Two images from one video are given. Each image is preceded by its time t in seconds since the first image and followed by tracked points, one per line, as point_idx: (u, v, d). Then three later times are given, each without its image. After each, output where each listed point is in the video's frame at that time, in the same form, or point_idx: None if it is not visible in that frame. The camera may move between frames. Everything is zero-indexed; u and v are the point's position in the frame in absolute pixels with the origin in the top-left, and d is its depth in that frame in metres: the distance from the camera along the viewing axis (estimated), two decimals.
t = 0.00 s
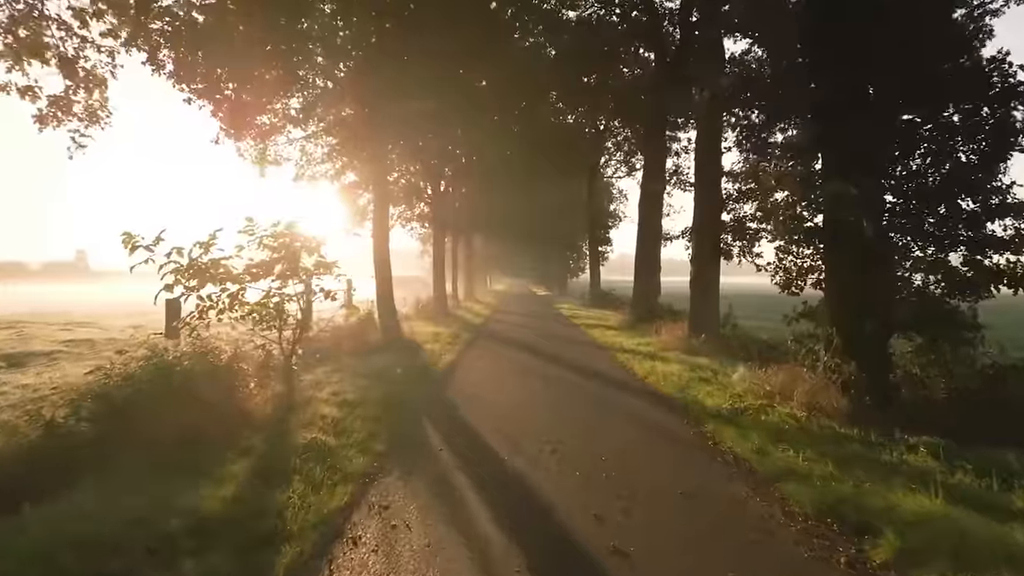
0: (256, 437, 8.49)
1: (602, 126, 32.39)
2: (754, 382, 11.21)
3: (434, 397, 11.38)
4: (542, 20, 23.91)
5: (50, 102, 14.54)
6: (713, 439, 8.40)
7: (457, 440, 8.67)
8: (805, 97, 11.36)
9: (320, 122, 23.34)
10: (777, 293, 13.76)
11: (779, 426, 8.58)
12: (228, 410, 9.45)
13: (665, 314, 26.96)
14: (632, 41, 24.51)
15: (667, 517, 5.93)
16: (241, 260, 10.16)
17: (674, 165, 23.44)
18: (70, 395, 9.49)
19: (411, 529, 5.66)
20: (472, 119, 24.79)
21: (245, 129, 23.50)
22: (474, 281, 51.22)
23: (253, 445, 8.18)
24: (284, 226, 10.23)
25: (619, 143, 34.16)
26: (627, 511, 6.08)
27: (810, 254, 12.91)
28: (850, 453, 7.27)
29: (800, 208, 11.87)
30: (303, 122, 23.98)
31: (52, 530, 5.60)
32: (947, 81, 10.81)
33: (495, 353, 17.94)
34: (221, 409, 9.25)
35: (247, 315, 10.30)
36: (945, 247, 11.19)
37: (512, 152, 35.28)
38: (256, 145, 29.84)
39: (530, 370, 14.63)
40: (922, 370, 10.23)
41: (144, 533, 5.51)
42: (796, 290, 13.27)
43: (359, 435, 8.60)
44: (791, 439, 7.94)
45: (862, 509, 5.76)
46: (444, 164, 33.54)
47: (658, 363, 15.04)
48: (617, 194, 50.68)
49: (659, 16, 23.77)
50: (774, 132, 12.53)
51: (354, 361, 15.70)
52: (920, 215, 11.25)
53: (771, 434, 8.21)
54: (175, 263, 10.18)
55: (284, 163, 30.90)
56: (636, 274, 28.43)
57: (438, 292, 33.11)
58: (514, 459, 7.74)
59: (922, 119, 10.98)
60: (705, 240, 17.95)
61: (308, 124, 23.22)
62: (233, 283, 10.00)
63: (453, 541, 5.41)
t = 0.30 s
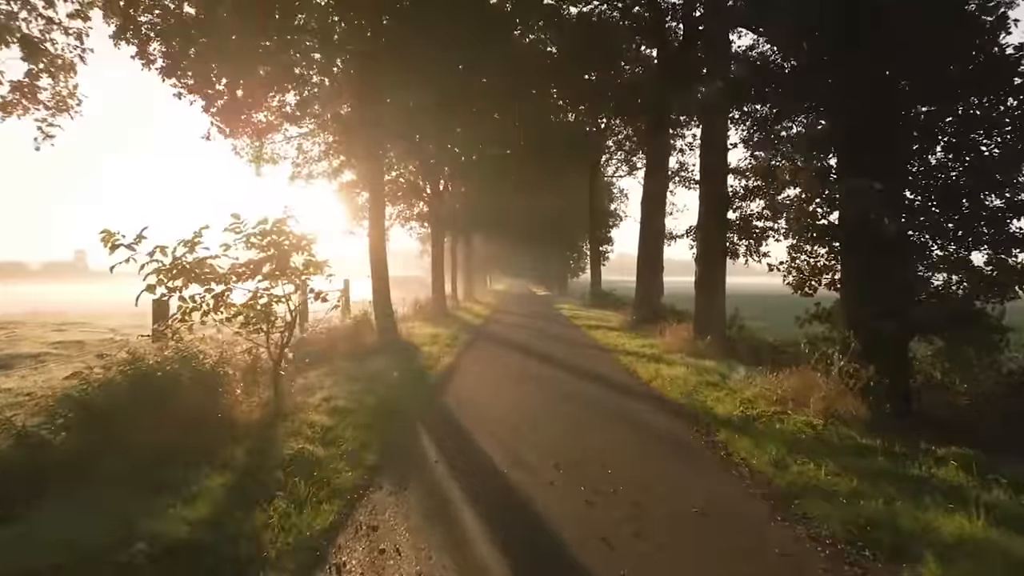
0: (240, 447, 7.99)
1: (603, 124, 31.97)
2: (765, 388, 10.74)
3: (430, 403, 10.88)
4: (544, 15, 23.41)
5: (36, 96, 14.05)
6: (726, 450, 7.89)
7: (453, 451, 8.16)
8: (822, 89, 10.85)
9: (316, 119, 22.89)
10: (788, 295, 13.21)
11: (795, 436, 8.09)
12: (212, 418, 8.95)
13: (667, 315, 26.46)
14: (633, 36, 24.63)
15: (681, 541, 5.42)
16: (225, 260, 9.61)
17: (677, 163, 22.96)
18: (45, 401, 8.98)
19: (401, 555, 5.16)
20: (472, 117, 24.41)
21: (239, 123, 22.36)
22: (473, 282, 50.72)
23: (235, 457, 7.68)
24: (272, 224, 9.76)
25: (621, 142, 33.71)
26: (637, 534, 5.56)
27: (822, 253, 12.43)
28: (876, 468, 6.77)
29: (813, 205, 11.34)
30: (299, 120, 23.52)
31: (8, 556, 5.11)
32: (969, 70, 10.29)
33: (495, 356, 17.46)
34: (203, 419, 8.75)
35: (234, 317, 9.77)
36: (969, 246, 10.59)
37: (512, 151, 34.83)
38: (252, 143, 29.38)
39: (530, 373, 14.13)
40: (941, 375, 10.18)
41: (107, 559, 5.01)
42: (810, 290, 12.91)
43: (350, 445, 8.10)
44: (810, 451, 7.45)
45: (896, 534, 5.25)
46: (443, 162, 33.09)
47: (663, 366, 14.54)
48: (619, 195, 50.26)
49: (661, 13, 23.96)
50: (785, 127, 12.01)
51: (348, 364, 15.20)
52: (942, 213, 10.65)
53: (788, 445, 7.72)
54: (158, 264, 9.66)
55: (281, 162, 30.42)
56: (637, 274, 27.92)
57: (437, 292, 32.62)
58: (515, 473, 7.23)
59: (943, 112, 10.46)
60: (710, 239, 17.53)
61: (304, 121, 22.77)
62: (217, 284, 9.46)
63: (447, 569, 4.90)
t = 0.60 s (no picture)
0: (221, 459, 7.48)
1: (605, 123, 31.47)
2: (776, 393, 10.27)
3: (426, 410, 10.34)
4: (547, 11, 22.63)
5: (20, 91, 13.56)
6: (740, 462, 7.40)
7: (449, 462, 7.66)
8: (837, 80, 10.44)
9: (312, 116, 22.38)
10: (803, 295, 13.38)
11: (814, 447, 7.59)
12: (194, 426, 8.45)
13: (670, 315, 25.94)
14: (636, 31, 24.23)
15: (698, 562, 4.95)
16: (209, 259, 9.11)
17: (681, 160, 22.46)
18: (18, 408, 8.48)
19: None
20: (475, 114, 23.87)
21: (235, 122, 22.67)
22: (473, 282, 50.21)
23: (216, 469, 7.16)
24: (259, 221, 9.24)
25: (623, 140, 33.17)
26: (649, 556, 5.08)
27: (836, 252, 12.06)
28: (905, 487, 6.27)
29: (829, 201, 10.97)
30: (295, 116, 23.03)
31: None
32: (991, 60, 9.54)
33: (494, 358, 16.95)
34: (185, 426, 8.20)
35: (218, 318, 9.26)
36: (993, 246, 9.81)
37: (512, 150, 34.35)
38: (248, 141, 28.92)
39: (530, 377, 13.60)
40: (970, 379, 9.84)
41: None
42: (825, 290, 12.65)
43: (339, 456, 7.60)
44: (832, 464, 6.96)
45: (935, 563, 4.76)
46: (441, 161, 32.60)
47: (668, 369, 14.02)
48: (620, 194, 49.77)
49: (664, 8, 23.42)
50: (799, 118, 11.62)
51: (342, 367, 14.68)
52: (963, 212, 9.94)
53: (807, 457, 7.23)
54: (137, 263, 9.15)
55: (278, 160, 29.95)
56: (640, 274, 27.35)
57: (435, 293, 32.09)
58: (516, 487, 6.74)
59: (964, 103, 9.77)
60: (717, 238, 17.09)
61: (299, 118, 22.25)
62: (200, 284, 8.96)
63: None
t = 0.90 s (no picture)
0: (200, 474, 7.00)
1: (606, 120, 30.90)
2: (790, 399, 9.78)
3: (421, 417, 9.86)
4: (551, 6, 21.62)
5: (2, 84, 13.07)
6: (757, 475, 6.95)
7: (446, 474, 7.20)
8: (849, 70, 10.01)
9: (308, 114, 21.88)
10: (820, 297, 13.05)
11: (835, 459, 7.10)
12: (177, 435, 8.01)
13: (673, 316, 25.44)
14: (638, 26, 24.34)
15: None
16: (192, 260, 8.58)
17: (686, 156, 21.94)
18: None
19: None
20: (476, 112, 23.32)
21: (230, 119, 22.12)
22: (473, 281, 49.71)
23: (193, 486, 6.67)
24: (244, 217, 8.71)
25: (624, 138, 32.63)
26: None
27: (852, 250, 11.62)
28: (940, 507, 5.77)
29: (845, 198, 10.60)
30: (290, 113, 22.49)
31: None
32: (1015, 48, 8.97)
33: (494, 360, 16.45)
34: (163, 435, 7.68)
35: (202, 321, 8.73)
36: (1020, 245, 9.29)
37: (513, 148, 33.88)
38: (244, 139, 28.42)
39: (531, 382, 13.09)
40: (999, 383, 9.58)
41: None
42: (841, 292, 12.40)
43: (328, 468, 7.14)
44: (857, 480, 6.47)
45: None
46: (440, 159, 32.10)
47: (674, 372, 13.54)
48: (621, 192, 49.25)
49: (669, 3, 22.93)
50: (811, 112, 11.18)
51: (336, 370, 14.18)
52: (989, 208, 9.39)
53: (829, 471, 6.74)
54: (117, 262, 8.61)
55: (275, 159, 29.42)
56: (643, 274, 26.82)
57: (435, 293, 31.66)
58: (517, 504, 6.27)
59: (987, 94, 9.24)
60: (722, 238, 16.61)
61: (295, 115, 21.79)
62: (182, 285, 8.44)
63: None
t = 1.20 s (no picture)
0: (175, 488, 6.52)
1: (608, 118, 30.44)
2: (803, 405, 9.31)
3: (417, 424, 9.39)
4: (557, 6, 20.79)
5: None
6: (775, 490, 6.49)
7: (441, 489, 6.72)
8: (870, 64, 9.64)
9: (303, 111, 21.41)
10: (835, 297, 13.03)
11: (862, 478, 6.61)
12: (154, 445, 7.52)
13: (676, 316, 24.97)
14: (642, 23, 24.37)
15: None
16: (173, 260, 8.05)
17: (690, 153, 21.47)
18: None
19: None
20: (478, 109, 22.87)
21: (225, 117, 22.02)
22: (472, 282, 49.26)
23: (167, 503, 6.13)
24: (226, 214, 8.23)
25: (626, 136, 32.18)
26: None
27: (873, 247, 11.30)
28: (986, 531, 5.26)
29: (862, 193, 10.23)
30: (286, 110, 22.01)
31: None
32: None
33: (493, 363, 15.97)
34: (137, 444, 7.13)
35: (183, 324, 8.22)
36: None
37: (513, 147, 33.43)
38: (239, 137, 27.94)
39: (530, 385, 12.60)
40: None
41: None
42: (859, 291, 12.40)
43: (314, 481, 6.67)
44: (889, 501, 5.95)
45: None
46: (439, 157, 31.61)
47: (680, 376, 13.06)
48: (622, 191, 48.81)
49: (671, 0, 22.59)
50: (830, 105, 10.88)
51: (330, 373, 13.69)
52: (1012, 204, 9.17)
53: (858, 492, 6.22)
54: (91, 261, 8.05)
55: (271, 158, 28.94)
56: (645, 274, 26.32)
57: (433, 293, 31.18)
58: (519, 522, 5.81)
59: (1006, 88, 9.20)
60: (727, 237, 16.12)
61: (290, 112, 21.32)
62: (162, 286, 7.90)
63: None
